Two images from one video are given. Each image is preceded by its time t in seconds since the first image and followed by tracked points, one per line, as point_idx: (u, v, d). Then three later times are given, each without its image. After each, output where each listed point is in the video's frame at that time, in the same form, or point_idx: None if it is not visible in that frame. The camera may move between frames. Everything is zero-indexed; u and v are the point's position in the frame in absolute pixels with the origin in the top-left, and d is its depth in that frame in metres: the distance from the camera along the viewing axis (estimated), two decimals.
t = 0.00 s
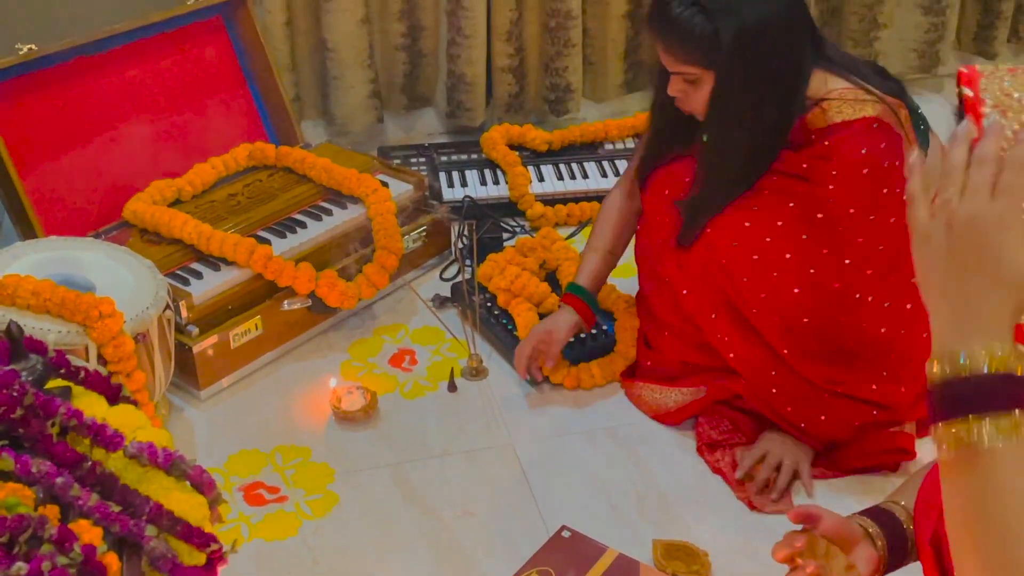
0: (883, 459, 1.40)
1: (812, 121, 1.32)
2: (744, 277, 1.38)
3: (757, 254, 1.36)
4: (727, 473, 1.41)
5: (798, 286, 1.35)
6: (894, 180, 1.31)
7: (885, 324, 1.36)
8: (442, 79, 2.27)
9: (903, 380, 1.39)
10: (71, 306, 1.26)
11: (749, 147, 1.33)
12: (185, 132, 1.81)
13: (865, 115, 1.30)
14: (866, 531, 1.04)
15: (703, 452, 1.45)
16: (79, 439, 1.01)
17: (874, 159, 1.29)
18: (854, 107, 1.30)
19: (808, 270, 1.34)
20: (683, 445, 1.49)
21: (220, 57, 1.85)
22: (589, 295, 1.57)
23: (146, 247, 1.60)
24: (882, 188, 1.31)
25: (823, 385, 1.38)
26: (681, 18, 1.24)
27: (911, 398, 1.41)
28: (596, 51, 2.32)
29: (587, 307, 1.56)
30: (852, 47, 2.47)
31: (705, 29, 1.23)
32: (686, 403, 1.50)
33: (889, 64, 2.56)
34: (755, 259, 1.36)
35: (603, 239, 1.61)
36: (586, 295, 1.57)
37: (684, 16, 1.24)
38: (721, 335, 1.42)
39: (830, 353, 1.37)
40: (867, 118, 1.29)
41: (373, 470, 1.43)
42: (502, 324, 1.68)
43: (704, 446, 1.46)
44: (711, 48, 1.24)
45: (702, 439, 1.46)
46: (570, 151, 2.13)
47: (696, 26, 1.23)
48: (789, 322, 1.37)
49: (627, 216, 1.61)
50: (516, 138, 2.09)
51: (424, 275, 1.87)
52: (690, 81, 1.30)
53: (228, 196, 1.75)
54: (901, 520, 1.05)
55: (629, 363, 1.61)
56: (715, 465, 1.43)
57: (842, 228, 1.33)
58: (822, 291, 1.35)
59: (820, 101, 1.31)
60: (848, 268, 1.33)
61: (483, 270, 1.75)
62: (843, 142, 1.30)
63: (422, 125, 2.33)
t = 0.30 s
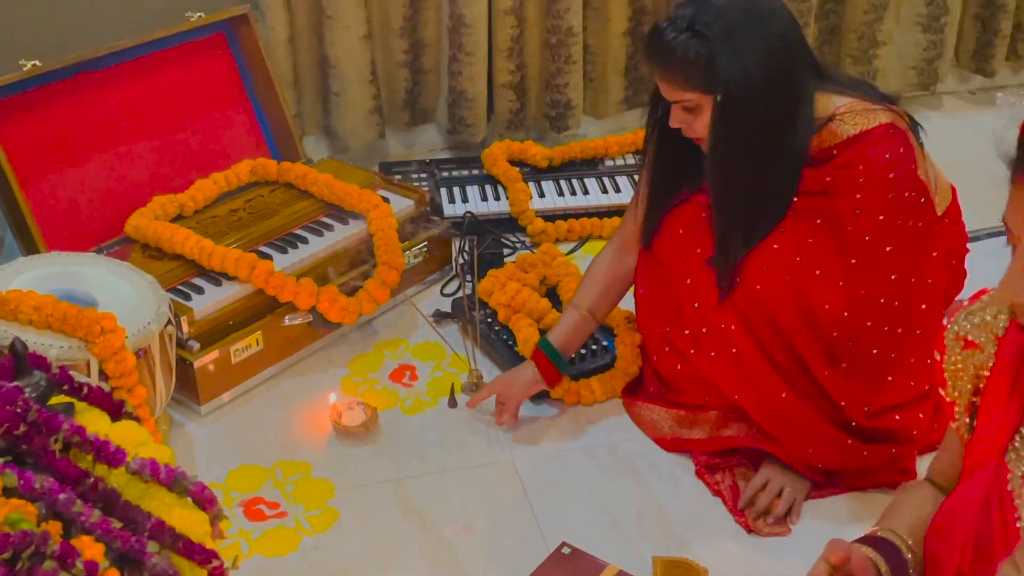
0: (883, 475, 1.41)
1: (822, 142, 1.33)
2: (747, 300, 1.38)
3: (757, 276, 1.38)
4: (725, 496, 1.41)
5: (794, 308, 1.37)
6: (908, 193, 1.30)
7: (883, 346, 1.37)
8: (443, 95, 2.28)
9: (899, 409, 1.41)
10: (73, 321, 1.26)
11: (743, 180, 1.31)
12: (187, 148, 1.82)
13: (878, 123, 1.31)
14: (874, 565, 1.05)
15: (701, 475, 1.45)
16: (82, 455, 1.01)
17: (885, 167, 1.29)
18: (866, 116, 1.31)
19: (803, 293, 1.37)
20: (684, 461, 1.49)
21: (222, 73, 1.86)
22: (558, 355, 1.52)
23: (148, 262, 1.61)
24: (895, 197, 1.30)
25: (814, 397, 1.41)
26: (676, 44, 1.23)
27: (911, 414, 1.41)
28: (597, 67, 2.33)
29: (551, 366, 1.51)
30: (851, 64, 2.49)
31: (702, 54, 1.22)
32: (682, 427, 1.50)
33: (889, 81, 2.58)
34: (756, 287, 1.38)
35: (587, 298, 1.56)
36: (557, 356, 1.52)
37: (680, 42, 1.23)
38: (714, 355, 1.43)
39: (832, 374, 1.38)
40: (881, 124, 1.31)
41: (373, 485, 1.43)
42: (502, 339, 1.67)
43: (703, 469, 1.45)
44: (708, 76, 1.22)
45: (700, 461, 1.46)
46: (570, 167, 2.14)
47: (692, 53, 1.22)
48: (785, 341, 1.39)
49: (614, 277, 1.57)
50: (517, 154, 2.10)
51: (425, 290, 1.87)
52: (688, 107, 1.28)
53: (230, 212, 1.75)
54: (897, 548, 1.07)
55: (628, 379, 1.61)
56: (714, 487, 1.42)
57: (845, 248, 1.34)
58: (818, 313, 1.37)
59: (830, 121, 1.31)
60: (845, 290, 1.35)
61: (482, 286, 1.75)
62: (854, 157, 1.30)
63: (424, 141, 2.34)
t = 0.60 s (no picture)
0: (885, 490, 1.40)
1: (804, 162, 1.32)
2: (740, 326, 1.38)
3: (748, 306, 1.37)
4: (727, 510, 1.40)
5: (785, 336, 1.37)
6: (890, 213, 1.30)
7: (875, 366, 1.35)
8: (445, 109, 2.29)
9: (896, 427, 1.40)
10: (76, 334, 1.26)
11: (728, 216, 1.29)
12: (189, 161, 1.82)
13: (859, 144, 1.30)
14: None
15: (703, 489, 1.44)
16: (86, 469, 1.01)
17: (867, 187, 1.29)
18: (846, 137, 1.30)
19: (793, 322, 1.37)
20: (685, 476, 1.48)
21: (224, 87, 1.87)
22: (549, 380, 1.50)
23: (149, 275, 1.61)
24: (877, 217, 1.30)
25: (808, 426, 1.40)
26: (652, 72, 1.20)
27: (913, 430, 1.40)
28: (598, 81, 2.34)
29: (542, 389, 1.50)
30: (852, 79, 2.50)
31: (676, 86, 1.18)
32: (680, 446, 1.49)
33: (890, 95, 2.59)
34: (745, 320, 1.38)
35: (581, 322, 1.54)
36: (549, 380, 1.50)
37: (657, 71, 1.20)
38: (710, 386, 1.42)
39: (825, 399, 1.37)
40: (860, 145, 1.30)
41: (374, 500, 1.42)
42: (505, 353, 1.67)
43: (705, 483, 1.45)
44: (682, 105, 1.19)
45: (702, 476, 1.46)
46: (572, 181, 2.14)
47: (665, 82, 1.19)
48: (778, 370, 1.39)
49: (607, 300, 1.56)
50: (519, 168, 2.10)
51: (426, 303, 1.87)
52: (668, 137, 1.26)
53: (232, 225, 1.75)
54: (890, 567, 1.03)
55: (630, 394, 1.61)
56: (716, 502, 1.42)
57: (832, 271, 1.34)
58: (808, 341, 1.36)
59: (809, 143, 1.31)
60: (835, 313, 1.34)
61: (484, 300, 1.75)
62: (835, 179, 1.30)
63: (425, 154, 2.34)
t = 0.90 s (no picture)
0: (886, 501, 1.40)
1: (798, 179, 1.29)
2: (738, 344, 1.36)
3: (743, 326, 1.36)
4: (727, 521, 1.40)
5: (781, 357, 1.35)
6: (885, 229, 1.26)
7: (872, 386, 1.32)
8: (446, 120, 2.30)
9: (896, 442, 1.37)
10: (76, 344, 1.26)
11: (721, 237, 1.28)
12: (190, 171, 1.82)
13: (854, 160, 1.27)
14: None
15: (702, 499, 1.44)
16: (85, 480, 1.01)
17: (864, 204, 1.25)
18: (841, 154, 1.27)
19: (789, 342, 1.34)
20: (685, 487, 1.48)
21: (225, 97, 1.87)
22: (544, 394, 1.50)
23: (150, 286, 1.61)
24: (871, 235, 1.26)
25: (807, 446, 1.38)
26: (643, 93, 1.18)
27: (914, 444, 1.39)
28: (598, 92, 2.34)
29: (536, 403, 1.50)
30: (852, 90, 2.50)
31: (667, 107, 1.16)
32: (683, 463, 1.49)
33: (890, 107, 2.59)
34: (740, 341, 1.36)
35: (578, 335, 1.53)
36: (544, 394, 1.50)
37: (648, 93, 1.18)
38: (708, 405, 1.41)
39: (823, 418, 1.35)
40: (855, 162, 1.26)
41: (374, 511, 1.42)
42: (504, 363, 1.68)
43: (705, 494, 1.45)
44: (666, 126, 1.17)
45: (702, 487, 1.45)
46: (572, 192, 2.15)
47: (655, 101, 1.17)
48: (774, 390, 1.36)
49: (605, 315, 1.54)
50: (519, 179, 2.11)
51: (426, 314, 1.87)
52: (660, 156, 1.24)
53: (233, 235, 1.76)
54: None
55: (631, 405, 1.61)
56: (716, 513, 1.42)
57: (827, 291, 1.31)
58: (803, 361, 1.33)
59: (803, 160, 1.28)
60: (831, 332, 1.31)
61: (485, 310, 1.75)
62: (828, 196, 1.27)
63: (426, 164, 2.35)
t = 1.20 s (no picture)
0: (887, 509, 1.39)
1: (801, 186, 1.28)
2: (737, 353, 1.37)
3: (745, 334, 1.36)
4: (727, 528, 1.40)
5: (783, 368, 1.34)
6: (886, 238, 1.24)
7: (874, 394, 1.32)
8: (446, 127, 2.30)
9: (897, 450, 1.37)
10: (76, 351, 1.25)
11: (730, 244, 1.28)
12: (191, 178, 1.83)
13: (857, 168, 1.25)
14: None
15: (703, 507, 1.44)
16: (85, 486, 1.01)
17: (869, 212, 1.23)
18: (844, 161, 1.26)
19: (792, 351, 1.33)
20: (686, 494, 1.48)
21: (226, 104, 1.87)
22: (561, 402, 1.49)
23: (150, 292, 1.61)
24: (874, 244, 1.24)
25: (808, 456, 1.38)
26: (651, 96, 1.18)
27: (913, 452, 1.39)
28: (598, 99, 2.35)
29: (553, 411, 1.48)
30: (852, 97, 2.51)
31: (673, 110, 1.16)
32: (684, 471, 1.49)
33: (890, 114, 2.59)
34: (743, 351, 1.36)
35: (591, 340, 1.52)
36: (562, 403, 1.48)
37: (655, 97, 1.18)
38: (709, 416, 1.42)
39: (823, 426, 1.35)
40: (859, 171, 1.25)
41: (375, 517, 1.42)
42: (504, 370, 1.67)
43: (706, 501, 1.44)
44: (680, 133, 1.17)
45: (702, 495, 1.45)
46: (573, 199, 2.15)
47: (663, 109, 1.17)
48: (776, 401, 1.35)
49: (617, 320, 1.54)
50: (520, 186, 2.11)
51: (427, 320, 1.87)
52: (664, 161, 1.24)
53: (234, 242, 1.76)
54: None
55: (632, 411, 1.60)
56: (718, 520, 1.41)
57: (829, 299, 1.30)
58: (806, 369, 1.33)
59: (806, 168, 1.27)
60: (832, 341, 1.31)
61: (486, 317, 1.75)
62: (830, 204, 1.26)
63: (427, 170, 2.35)
